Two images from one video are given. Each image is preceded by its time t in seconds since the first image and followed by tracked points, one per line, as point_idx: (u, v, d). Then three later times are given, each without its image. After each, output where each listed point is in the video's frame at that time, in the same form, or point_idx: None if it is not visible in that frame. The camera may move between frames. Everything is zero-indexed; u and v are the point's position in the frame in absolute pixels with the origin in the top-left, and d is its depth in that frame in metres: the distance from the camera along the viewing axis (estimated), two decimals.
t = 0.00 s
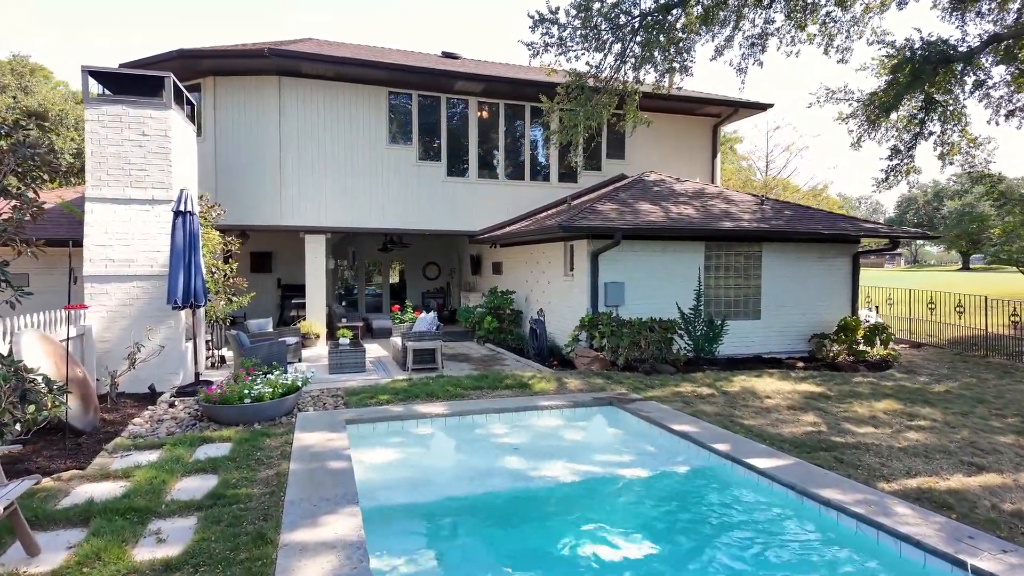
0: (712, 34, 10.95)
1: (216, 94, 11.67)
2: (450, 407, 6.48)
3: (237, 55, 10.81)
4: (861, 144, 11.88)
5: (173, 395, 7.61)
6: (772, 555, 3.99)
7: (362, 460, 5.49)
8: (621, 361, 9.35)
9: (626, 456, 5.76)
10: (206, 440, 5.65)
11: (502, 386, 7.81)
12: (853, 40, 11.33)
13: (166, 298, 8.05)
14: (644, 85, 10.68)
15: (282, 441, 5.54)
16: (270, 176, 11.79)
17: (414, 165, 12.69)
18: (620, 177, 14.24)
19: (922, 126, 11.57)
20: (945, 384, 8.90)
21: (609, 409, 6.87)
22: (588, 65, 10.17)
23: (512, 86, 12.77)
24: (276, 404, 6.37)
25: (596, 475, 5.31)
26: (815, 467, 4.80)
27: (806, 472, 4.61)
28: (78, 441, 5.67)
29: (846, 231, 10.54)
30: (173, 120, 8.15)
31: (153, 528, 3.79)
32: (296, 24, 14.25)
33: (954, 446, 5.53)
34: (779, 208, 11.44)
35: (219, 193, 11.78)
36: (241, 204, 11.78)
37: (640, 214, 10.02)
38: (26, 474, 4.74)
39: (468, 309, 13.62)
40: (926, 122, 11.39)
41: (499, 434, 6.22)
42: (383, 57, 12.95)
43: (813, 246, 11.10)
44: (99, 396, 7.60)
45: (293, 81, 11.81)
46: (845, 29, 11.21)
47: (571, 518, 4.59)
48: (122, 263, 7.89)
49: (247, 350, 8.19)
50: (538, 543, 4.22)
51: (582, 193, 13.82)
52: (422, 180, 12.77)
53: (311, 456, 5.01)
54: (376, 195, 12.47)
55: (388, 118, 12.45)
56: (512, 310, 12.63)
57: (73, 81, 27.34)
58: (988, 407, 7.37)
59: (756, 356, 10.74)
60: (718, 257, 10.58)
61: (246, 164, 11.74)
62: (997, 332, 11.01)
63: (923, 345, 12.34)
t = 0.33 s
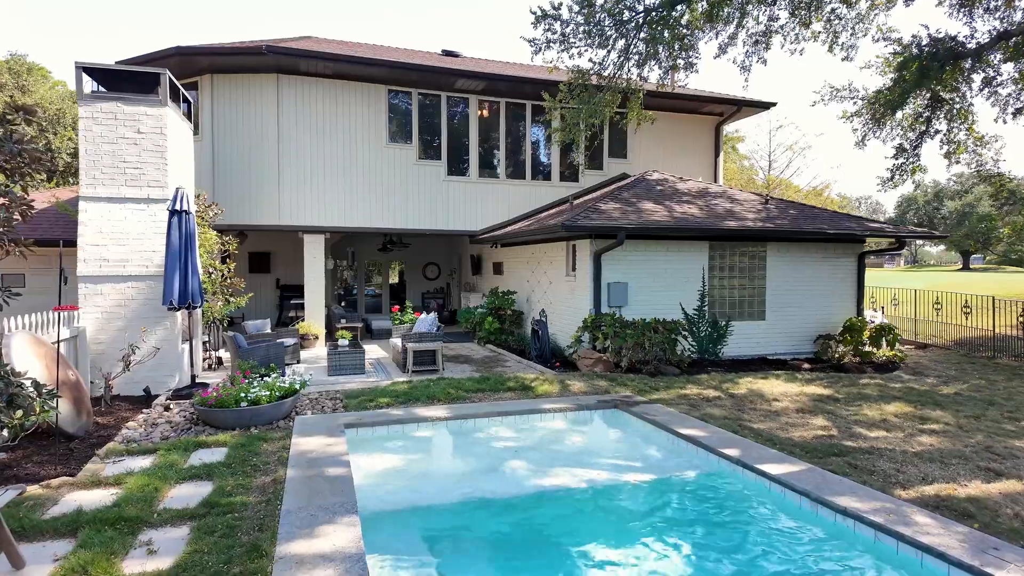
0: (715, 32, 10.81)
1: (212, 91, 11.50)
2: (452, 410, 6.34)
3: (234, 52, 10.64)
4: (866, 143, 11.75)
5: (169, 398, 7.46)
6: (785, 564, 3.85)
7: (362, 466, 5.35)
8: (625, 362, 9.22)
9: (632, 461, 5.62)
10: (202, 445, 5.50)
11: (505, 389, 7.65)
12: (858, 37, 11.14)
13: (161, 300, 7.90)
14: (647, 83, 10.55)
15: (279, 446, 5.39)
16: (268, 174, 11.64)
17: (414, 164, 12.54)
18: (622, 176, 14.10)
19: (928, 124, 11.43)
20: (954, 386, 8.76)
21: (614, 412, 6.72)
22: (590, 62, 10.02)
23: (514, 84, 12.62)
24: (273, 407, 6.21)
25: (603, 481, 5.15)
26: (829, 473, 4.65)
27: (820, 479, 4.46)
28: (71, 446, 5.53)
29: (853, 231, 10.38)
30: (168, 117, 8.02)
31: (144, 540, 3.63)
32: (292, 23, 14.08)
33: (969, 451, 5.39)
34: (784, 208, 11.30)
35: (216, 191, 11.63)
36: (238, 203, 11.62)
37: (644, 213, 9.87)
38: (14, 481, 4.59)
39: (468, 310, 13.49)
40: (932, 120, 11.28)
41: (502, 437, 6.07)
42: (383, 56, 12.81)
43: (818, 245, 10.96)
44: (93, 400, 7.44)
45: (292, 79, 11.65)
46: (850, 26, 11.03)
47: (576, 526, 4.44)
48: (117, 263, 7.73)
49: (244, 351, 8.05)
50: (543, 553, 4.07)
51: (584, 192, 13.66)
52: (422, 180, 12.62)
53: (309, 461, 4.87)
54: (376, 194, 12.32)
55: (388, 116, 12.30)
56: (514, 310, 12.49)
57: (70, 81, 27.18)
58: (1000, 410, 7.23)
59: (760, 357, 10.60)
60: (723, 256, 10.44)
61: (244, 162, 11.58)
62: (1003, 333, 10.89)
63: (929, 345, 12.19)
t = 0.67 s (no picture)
0: (718, 31, 10.69)
1: (210, 90, 11.37)
2: (453, 414, 6.20)
3: (232, 51, 10.49)
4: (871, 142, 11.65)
5: (165, 402, 7.33)
6: None
7: (361, 472, 5.21)
8: (628, 365, 9.10)
9: (638, 467, 5.49)
10: (197, 450, 5.36)
11: (506, 391, 7.52)
12: (863, 36, 10.98)
13: (156, 301, 7.76)
14: (651, 80, 10.53)
15: (276, 452, 5.24)
16: (266, 175, 11.51)
17: (414, 164, 12.40)
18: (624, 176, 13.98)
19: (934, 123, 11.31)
20: (962, 388, 8.62)
21: (620, 416, 6.59)
22: (593, 59, 9.87)
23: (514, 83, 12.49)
24: (271, 411, 6.07)
25: (609, 488, 5.02)
26: (843, 479, 4.52)
27: (833, 485, 4.33)
28: (62, 451, 5.40)
29: (859, 232, 10.23)
30: (165, 115, 7.88)
31: (134, 551, 3.48)
32: (291, 23, 13.96)
33: (985, 456, 5.25)
34: (788, 207, 11.18)
35: (213, 193, 11.50)
36: (235, 204, 11.48)
37: (647, 213, 9.73)
38: (3, 488, 4.46)
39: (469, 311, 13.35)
40: (938, 120, 11.26)
41: (504, 442, 5.95)
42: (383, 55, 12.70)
43: (824, 246, 10.81)
44: (88, 402, 7.30)
45: (290, 77, 11.52)
46: (854, 24, 10.86)
47: (582, 535, 4.31)
48: (113, 264, 7.59)
49: (242, 353, 7.91)
50: (548, 565, 3.94)
51: (586, 192, 13.54)
52: (422, 180, 12.49)
53: (307, 468, 4.73)
54: (375, 196, 12.19)
55: (387, 115, 12.17)
56: (515, 311, 12.36)
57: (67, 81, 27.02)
58: (1012, 413, 7.09)
59: (765, 359, 10.48)
60: (727, 257, 10.31)
61: (242, 162, 11.45)
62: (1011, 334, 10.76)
63: (935, 347, 12.06)
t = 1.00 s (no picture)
0: (722, 28, 10.41)
1: (209, 88, 11.23)
2: (456, 417, 6.05)
3: (231, 48, 10.35)
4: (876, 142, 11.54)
5: (161, 404, 7.18)
6: None
7: (362, 478, 5.07)
8: (632, 366, 8.97)
9: (647, 472, 5.35)
10: (193, 455, 5.22)
11: (509, 394, 7.38)
12: (869, 34, 10.84)
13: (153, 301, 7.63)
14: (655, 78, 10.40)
15: (274, 457, 5.10)
16: (265, 174, 11.37)
17: (415, 163, 12.27)
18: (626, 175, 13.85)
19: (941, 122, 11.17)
20: (971, 390, 8.49)
21: (626, 420, 6.45)
22: (597, 57, 9.74)
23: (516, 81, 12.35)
24: (268, 415, 5.92)
25: (618, 495, 4.87)
26: (859, 486, 4.38)
27: (850, 492, 4.19)
28: (54, 456, 5.26)
29: (865, 232, 10.09)
30: (162, 113, 7.74)
31: (125, 562, 3.34)
32: (291, 23, 13.83)
33: (1003, 461, 5.10)
34: (793, 207, 11.04)
35: (212, 193, 11.36)
36: (234, 203, 11.34)
37: (652, 213, 9.58)
38: None
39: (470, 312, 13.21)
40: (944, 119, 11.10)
41: (509, 446, 5.80)
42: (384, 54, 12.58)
43: (830, 246, 10.66)
44: (82, 405, 7.16)
45: (290, 75, 11.39)
46: (861, 22, 10.73)
47: (590, 545, 4.17)
48: (108, 264, 7.44)
49: (240, 355, 7.77)
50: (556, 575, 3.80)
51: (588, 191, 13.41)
52: (423, 179, 12.35)
53: (306, 474, 4.58)
54: (375, 195, 12.05)
55: (388, 114, 12.04)
56: (516, 312, 12.22)
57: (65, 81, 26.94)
58: None
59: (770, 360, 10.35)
60: (733, 257, 10.17)
61: (241, 161, 11.31)
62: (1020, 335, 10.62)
63: (943, 349, 11.92)
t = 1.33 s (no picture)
0: (728, 24, 9.86)
1: (208, 86, 11.08)
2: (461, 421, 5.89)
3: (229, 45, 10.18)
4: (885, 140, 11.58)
5: (158, 408, 7.02)
6: None
7: (365, 485, 4.91)
8: (638, 369, 8.82)
9: (658, 478, 5.19)
10: (190, 461, 5.05)
11: (514, 397, 7.22)
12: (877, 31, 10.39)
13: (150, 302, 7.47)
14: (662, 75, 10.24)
15: (273, 464, 4.94)
16: (265, 173, 11.21)
17: (417, 162, 12.11)
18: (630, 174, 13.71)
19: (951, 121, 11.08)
20: (983, 393, 8.34)
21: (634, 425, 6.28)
22: (603, 53, 9.60)
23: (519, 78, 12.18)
24: (268, 419, 5.77)
25: (629, 503, 4.71)
26: (881, 494, 4.22)
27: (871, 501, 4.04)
28: (46, 462, 5.10)
29: (874, 232, 9.91)
30: (160, 110, 7.58)
31: None
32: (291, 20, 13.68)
33: None
34: (800, 206, 10.87)
35: (212, 192, 11.20)
36: (233, 203, 11.17)
37: (658, 212, 9.42)
38: None
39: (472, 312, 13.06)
40: (955, 120, 11.11)
41: (516, 452, 5.64)
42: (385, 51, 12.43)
43: (838, 247, 10.50)
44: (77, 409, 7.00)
45: (290, 73, 11.23)
46: (869, 19, 10.28)
47: (602, 555, 4.01)
48: (103, 263, 7.27)
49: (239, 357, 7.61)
50: None
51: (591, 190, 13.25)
52: (424, 178, 12.19)
53: (307, 482, 4.42)
54: (377, 194, 11.89)
55: (389, 112, 11.87)
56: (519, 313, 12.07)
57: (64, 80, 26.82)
58: None
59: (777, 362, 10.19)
60: (740, 257, 10.00)
61: (240, 160, 11.14)
62: None
63: (952, 351, 11.75)
